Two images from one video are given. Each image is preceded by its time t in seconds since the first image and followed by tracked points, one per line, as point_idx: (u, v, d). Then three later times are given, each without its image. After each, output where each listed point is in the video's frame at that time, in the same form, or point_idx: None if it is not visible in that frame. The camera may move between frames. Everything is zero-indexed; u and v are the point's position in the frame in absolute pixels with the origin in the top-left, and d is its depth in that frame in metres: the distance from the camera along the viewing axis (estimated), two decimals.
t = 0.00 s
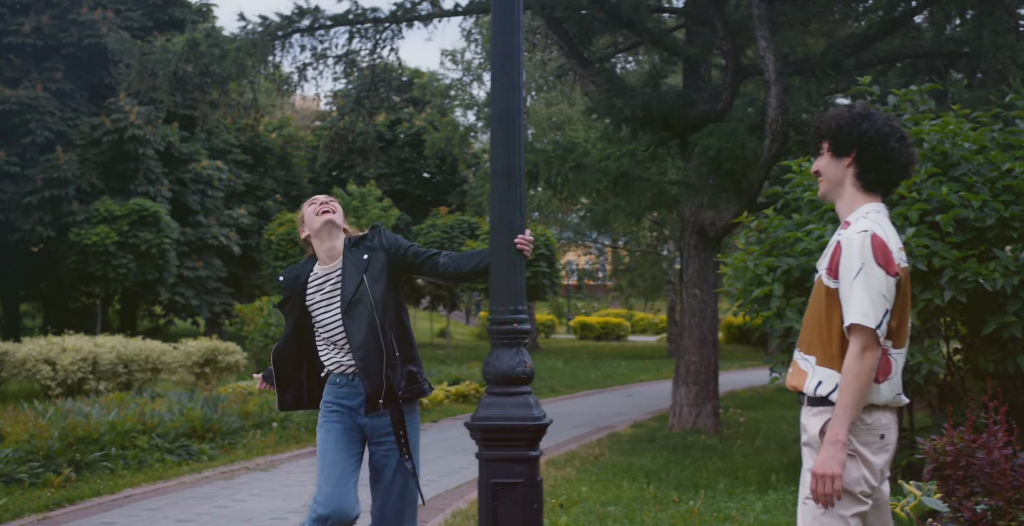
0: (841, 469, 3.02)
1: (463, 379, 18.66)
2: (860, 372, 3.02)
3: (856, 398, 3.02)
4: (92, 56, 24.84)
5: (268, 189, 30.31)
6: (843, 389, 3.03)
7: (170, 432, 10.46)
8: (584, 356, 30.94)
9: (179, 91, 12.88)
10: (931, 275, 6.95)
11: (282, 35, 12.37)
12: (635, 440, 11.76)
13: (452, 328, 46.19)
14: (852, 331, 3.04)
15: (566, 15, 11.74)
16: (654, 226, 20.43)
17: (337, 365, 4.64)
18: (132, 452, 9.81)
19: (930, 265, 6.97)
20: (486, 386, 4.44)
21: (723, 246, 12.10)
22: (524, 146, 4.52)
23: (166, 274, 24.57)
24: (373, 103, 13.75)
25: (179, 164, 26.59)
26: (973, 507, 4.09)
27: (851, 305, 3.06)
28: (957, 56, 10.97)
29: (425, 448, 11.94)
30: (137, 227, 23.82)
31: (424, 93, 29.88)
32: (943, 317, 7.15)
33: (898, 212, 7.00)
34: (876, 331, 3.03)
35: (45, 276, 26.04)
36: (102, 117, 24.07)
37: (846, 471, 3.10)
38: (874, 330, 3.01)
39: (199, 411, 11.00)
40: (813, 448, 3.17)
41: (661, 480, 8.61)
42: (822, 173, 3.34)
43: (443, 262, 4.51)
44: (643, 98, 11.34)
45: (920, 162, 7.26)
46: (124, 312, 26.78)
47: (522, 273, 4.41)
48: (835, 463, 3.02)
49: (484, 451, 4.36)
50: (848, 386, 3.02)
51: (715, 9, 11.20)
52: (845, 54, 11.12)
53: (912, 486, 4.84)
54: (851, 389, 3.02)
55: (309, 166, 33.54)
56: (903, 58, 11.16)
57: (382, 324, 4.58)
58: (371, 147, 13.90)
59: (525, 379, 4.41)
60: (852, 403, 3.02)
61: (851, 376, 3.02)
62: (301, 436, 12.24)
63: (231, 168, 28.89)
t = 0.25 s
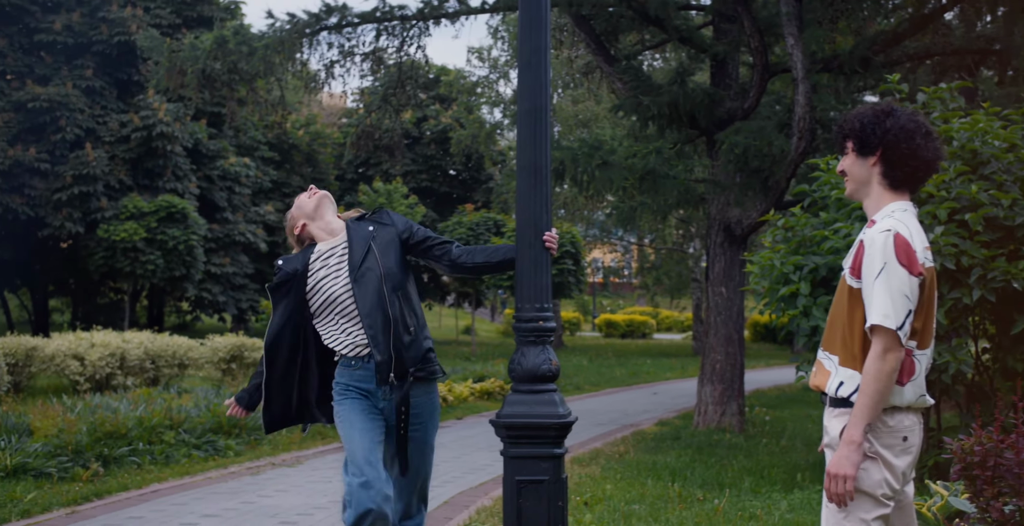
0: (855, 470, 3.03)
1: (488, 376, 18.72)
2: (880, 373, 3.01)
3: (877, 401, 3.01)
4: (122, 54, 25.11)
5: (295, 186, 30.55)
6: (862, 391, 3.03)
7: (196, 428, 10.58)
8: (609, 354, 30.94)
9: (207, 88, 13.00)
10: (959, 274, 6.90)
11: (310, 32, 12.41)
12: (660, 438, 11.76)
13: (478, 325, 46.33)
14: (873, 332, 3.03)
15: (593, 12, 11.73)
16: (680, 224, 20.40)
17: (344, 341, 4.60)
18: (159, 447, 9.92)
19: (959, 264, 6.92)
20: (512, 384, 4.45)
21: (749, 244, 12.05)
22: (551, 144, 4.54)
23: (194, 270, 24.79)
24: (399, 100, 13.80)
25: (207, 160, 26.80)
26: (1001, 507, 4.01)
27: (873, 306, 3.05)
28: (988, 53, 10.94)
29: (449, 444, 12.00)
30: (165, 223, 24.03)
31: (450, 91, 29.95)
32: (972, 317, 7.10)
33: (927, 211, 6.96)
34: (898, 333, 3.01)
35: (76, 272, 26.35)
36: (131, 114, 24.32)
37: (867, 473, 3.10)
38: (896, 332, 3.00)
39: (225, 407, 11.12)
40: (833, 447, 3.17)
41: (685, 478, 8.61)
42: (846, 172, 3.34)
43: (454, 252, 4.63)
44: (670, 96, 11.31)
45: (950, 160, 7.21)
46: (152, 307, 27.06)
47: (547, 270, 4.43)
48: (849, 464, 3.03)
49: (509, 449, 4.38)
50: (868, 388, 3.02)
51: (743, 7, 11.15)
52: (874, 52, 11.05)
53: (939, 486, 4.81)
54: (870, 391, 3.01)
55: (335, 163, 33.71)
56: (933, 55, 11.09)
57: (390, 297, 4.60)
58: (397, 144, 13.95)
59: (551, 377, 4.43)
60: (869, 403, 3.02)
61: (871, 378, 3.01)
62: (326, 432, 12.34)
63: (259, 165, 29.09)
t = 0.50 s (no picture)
0: (861, 471, 3.05)
1: (504, 372, 18.74)
2: (889, 376, 3.01)
3: (887, 402, 3.02)
4: (141, 51, 25.25)
5: (311, 182, 30.70)
6: (871, 392, 3.03)
7: (213, 423, 10.65)
8: (625, 351, 30.93)
9: (225, 84, 13.07)
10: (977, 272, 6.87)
11: (327, 29, 12.46)
12: (676, 435, 11.74)
13: (494, 322, 46.38)
14: (884, 335, 3.03)
15: (610, 9, 11.73)
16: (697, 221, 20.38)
17: (360, 346, 4.10)
18: (176, 443, 10.00)
19: (977, 262, 6.89)
20: (528, 381, 4.47)
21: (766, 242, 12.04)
22: (567, 140, 4.55)
23: (212, 266, 24.91)
24: (417, 97, 13.83)
25: (225, 157, 26.92)
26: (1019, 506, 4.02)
27: (885, 307, 3.05)
28: (1007, 50, 10.89)
29: (465, 441, 12.03)
30: (183, 219, 24.17)
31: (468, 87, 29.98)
32: (990, 315, 7.07)
33: (944, 208, 6.93)
34: (910, 336, 3.00)
35: (94, 267, 26.54)
36: (150, 110, 24.46)
37: (879, 474, 3.11)
38: (908, 334, 2.99)
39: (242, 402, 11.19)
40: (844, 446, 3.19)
41: (701, 476, 8.60)
42: (862, 167, 3.35)
43: (468, 256, 4.50)
44: (687, 93, 11.29)
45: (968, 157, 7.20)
46: (170, 303, 27.22)
47: (564, 267, 4.44)
48: (854, 467, 3.05)
49: (525, 445, 4.40)
50: (877, 390, 3.02)
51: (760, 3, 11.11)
52: (892, 49, 11.00)
53: (955, 484, 4.78)
54: (880, 393, 3.02)
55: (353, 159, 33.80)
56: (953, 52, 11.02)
57: (408, 301, 4.22)
58: (414, 141, 13.99)
59: (566, 374, 4.45)
60: (878, 405, 3.02)
61: (881, 380, 3.02)
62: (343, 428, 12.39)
63: (276, 161, 29.21)
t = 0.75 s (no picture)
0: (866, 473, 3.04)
1: (511, 369, 18.76)
2: (896, 377, 3.01)
3: (892, 403, 3.02)
4: (151, 48, 25.32)
5: (319, 179, 30.81)
6: (877, 392, 3.03)
7: (221, 419, 10.70)
8: (632, 348, 30.94)
9: (234, 81, 13.10)
10: (985, 271, 6.86)
11: (336, 26, 12.47)
12: (682, 433, 11.75)
13: (501, 319, 46.42)
14: (892, 337, 3.02)
15: (618, 7, 11.72)
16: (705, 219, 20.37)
17: (393, 368, 3.80)
18: (183, 439, 10.05)
19: (985, 260, 6.88)
20: (533, 378, 4.48)
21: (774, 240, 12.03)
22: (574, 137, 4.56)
23: (220, 262, 24.98)
24: (425, 94, 13.83)
25: (233, 153, 26.98)
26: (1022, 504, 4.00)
27: (894, 309, 3.05)
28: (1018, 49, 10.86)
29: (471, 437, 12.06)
30: (191, 216, 24.23)
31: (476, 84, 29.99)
32: (997, 314, 7.06)
33: (952, 206, 6.93)
34: (917, 337, 3.01)
35: (103, 263, 26.65)
36: (159, 107, 24.50)
37: (883, 473, 3.11)
38: (915, 336, 2.99)
39: (249, 399, 11.23)
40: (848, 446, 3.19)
41: (707, 473, 8.60)
42: (868, 162, 3.34)
43: (474, 262, 4.41)
44: (695, 91, 11.29)
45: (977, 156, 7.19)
46: (178, 299, 27.31)
47: (570, 264, 4.45)
48: (859, 468, 3.04)
49: (530, 442, 4.41)
50: (883, 390, 3.02)
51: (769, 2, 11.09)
52: (902, 47, 10.99)
53: (961, 483, 4.77)
54: (887, 395, 3.01)
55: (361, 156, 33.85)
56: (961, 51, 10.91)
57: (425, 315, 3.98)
58: (422, 138, 14.00)
59: (572, 371, 4.46)
60: (884, 407, 3.02)
61: (887, 380, 3.02)
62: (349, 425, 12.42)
63: (285, 158, 29.26)
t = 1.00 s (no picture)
0: (867, 474, 3.04)
1: (508, 362, 18.79)
2: (895, 376, 3.01)
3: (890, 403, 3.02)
4: (150, 39, 25.28)
5: (319, 171, 30.77)
6: (876, 391, 3.03)
7: (219, 411, 10.71)
8: (631, 341, 30.99)
9: (234, 73, 13.09)
10: (981, 265, 6.88)
11: (335, 18, 12.47)
12: (678, 426, 11.78)
13: (500, 312, 46.50)
14: (890, 336, 3.02)
15: None
16: (704, 212, 20.36)
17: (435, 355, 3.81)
18: (181, 430, 10.06)
19: (981, 254, 6.89)
20: (529, 371, 4.49)
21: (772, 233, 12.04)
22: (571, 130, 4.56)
23: (219, 255, 24.99)
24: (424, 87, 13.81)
25: (232, 145, 26.97)
26: (1016, 498, 4.00)
27: (893, 308, 3.04)
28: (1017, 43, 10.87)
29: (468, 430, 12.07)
30: (190, 208, 24.22)
31: (476, 77, 29.96)
32: (994, 308, 7.07)
33: (950, 201, 6.95)
34: (915, 337, 3.01)
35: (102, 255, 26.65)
36: (159, 98, 24.47)
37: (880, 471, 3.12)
38: (914, 336, 2.99)
39: (247, 391, 11.24)
40: (842, 442, 3.20)
41: (703, 466, 8.63)
42: (866, 156, 3.34)
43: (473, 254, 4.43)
44: (694, 85, 11.28)
45: (974, 150, 7.20)
46: (177, 291, 27.31)
47: (566, 257, 4.46)
48: (860, 469, 3.04)
49: (526, 434, 4.41)
50: (880, 389, 3.03)
51: None
52: (901, 41, 10.99)
53: (955, 477, 4.81)
54: (886, 394, 3.02)
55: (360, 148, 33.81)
56: (961, 44, 11.03)
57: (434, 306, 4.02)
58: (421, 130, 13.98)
59: (568, 364, 4.46)
60: (883, 405, 3.03)
61: (885, 379, 3.02)
62: (347, 417, 12.44)
63: (284, 150, 29.23)
